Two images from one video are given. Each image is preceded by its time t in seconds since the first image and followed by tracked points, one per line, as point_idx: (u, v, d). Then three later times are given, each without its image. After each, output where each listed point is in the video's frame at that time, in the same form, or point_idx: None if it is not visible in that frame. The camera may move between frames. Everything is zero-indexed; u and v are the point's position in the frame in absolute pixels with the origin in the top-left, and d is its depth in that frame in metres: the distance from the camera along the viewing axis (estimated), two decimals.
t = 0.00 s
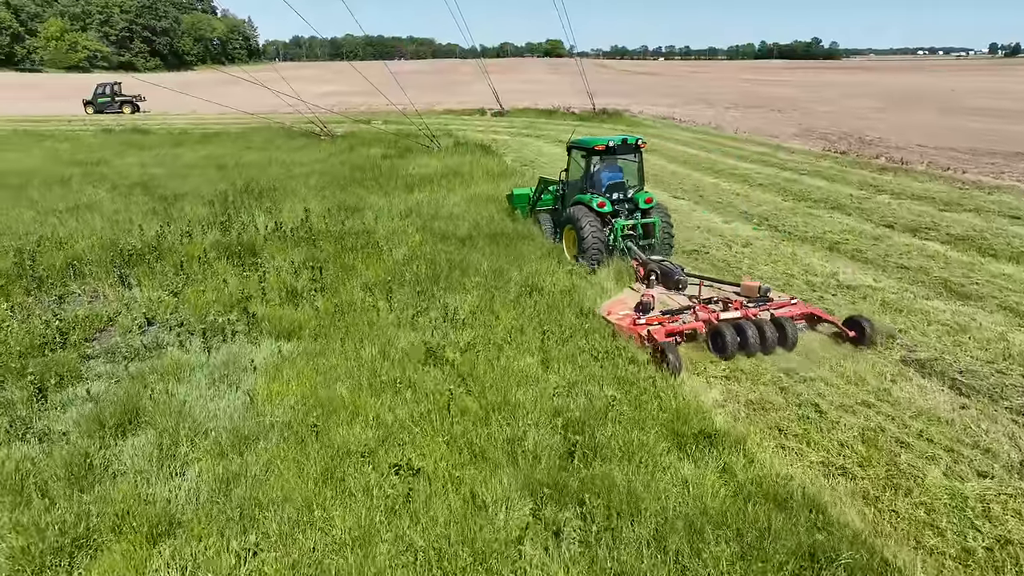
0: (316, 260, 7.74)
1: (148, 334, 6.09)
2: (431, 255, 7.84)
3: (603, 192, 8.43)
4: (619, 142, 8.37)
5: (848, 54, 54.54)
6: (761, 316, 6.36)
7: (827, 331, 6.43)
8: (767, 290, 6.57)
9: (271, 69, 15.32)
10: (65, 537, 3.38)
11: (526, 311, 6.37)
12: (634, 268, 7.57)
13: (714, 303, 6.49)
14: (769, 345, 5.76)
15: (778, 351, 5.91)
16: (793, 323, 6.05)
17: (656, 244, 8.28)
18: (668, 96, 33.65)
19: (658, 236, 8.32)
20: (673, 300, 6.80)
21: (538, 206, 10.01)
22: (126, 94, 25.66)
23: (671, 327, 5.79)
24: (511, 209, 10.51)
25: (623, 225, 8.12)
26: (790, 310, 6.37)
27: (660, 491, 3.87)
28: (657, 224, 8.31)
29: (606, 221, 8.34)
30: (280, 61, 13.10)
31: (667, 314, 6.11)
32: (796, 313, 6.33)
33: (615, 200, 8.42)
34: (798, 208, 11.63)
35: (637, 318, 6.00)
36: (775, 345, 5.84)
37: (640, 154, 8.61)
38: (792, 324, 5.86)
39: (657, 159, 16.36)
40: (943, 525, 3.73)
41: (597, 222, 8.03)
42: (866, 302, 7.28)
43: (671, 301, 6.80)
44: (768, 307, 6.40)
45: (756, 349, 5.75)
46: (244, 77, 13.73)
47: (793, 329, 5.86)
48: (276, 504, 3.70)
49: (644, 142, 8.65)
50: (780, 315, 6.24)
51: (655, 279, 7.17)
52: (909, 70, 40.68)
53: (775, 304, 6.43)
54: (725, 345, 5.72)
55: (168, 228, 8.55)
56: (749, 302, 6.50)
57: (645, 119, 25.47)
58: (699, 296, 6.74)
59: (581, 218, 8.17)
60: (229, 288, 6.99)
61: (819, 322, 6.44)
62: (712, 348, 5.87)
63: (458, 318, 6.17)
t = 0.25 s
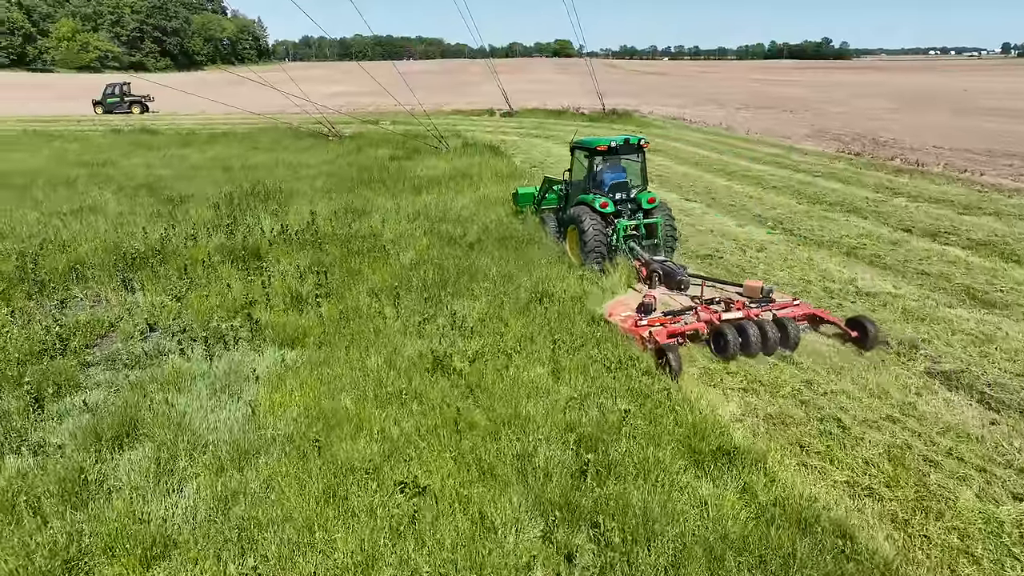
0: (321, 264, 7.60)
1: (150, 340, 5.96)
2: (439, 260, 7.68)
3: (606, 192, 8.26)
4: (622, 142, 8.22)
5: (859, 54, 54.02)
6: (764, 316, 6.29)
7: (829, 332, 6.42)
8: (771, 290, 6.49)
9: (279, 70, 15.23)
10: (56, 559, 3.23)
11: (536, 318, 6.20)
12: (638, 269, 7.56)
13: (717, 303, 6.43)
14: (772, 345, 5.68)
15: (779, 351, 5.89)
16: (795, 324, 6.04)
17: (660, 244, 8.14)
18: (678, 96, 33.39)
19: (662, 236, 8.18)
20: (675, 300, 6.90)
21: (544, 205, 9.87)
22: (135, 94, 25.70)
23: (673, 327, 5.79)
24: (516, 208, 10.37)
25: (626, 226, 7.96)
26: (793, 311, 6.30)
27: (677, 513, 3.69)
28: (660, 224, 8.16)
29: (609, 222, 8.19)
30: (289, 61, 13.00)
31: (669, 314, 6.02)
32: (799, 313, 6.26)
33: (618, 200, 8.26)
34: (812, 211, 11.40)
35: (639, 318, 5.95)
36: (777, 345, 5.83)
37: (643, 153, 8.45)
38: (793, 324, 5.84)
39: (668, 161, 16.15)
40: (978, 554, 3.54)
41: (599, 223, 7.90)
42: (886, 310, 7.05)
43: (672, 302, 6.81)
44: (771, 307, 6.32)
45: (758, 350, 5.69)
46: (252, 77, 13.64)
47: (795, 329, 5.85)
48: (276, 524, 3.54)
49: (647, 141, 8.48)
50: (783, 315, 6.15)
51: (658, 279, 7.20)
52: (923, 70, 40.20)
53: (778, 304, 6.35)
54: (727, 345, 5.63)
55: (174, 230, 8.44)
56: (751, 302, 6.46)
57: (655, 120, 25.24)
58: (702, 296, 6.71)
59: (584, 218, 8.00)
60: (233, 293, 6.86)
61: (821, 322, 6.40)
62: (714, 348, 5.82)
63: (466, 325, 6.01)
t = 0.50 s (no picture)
0: (327, 268, 7.45)
1: (151, 347, 5.83)
2: (447, 264, 7.51)
3: (610, 191, 8.43)
4: (626, 141, 8.38)
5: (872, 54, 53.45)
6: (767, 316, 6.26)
7: (834, 332, 6.34)
8: (775, 290, 6.43)
9: (286, 70, 15.12)
10: None
11: (547, 326, 6.01)
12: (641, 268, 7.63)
13: (719, 303, 6.42)
14: (773, 345, 5.68)
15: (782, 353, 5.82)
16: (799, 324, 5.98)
17: (663, 243, 8.28)
18: (688, 96, 33.09)
19: (666, 235, 8.29)
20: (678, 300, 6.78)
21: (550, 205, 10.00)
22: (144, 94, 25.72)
23: (675, 328, 5.69)
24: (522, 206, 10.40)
25: (629, 224, 8.12)
26: (796, 311, 6.25)
27: (696, 538, 3.50)
28: (664, 223, 8.30)
29: (613, 220, 8.34)
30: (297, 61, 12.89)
31: (671, 314, 5.97)
32: (802, 313, 6.19)
33: (622, 199, 8.43)
34: (828, 214, 11.15)
35: (642, 318, 5.89)
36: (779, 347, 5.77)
37: (647, 153, 8.64)
38: (796, 325, 5.80)
39: (679, 162, 15.91)
40: None
41: (603, 221, 7.99)
42: (908, 318, 6.82)
43: (675, 302, 6.72)
44: (774, 307, 6.28)
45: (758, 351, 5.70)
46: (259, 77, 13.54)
47: (798, 330, 5.80)
48: (276, 546, 3.38)
49: (651, 141, 8.68)
50: (786, 315, 6.11)
51: (661, 279, 7.21)
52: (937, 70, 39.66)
53: (780, 304, 6.32)
54: (729, 347, 5.60)
55: (178, 233, 8.32)
56: (755, 302, 6.40)
57: (665, 120, 24.98)
58: (704, 297, 6.70)
59: (588, 216, 8.15)
60: (237, 298, 6.72)
61: (825, 323, 6.35)
62: (716, 349, 5.78)
63: (475, 333, 5.83)
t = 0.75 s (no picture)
0: (332, 272, 7.30)
1: (152, 355, 5.69)
2: (456, 269, 7.33)
3: (615, 190, 8.53)
4: (631, 141, 8.45)
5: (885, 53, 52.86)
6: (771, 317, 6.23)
7: (839, 334, 6.28)
8: (779, 291, 6.43)
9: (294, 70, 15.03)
10: None
11: (558, 334, 5.82)
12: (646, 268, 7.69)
13: (724, 304, 6.37)
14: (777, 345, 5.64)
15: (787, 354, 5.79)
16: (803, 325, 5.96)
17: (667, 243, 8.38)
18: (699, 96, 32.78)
19: (670, 235, 8.40)
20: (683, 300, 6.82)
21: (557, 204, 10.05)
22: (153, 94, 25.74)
23: (679, 328, 5.70)
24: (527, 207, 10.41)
25: (633, 224, 8.22)
26: (801, 312, 6.19)
27: (719, 565, 3.31)
28: (668, 223, 8.39)
29: (618, 220, 8.45)
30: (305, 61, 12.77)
31: (675, 314, 5.93)
32: (806, 314, 6.15)
33: (627, 199, 8.53)
34: (845, 217, 10.90)
35: (646, 318, 5.91)
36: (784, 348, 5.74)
37: (653, 152, 8.69)
38: (800, 324, 5.79)
39: (691, 164, 15.67)
40: None
41: (608, 221, 8.11)
42: (932, 326, 6.59)
43: (678, 302, 6.78)
44: (779, 308, 6.24)
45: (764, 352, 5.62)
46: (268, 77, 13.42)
47: (802, 330, 5.78)
48: (276, 570, 3.22)
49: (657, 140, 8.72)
50: (791, 317, 6.08)
51: (666, 280, 7.29)
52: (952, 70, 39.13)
53: (786, 305, 6.27)
54: (734, 347, 5.53)
55: (183, 235, 8.20)
56: (760, 302, 6.39)
57: (676, 120, 24.72)
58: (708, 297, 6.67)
59: (593, 216, 8.26)
60: (240, 303, 6.57)
61: (830, 325, 6.30)
62: (721, 350, 5.70)
63: (484, 341, 5.66)
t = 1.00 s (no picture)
0: (339, 277, 7.14)
1: (153, 363, 5.55)
2: (465, 274, 7.16)
3: (623, 192, 8.48)
4: (639, 142, 8.42)
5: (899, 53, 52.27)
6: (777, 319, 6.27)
7: (847, 336, 6.26)
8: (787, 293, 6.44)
9: (302, 70, 14.91)
10: None
11: (571, 344, 5.64)
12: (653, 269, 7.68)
13: (730, 306, 6.41)
14: (783, 349, 5.68)
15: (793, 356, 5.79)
16: (810, 328, 5.96)
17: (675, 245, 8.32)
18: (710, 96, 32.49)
19: (677, 237, 8.37)
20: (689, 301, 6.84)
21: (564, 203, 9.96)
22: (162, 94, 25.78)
23: (684, 329, 5.77)
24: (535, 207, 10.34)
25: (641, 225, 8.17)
26: (808, 316, 6.25)
27: None
28: (676, 225, 8.33)
29: (625, 221, 8.39)
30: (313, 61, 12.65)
31: (682, 316, 5.99)
32: (813, 317, 6.20)
33: (635, 200, 8.47)
34: (863, 221, 10.65)
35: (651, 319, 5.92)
36: (791, 350, 5.75)
37: (662, 153, 8.63)
38: (808, 327, 5.78)
39: (704, 165, 15.45)
40: None
41: (615, 222, 8.09)
42: (958, 335, 6.37)
43: (684, 303, 6.82)
44: (786, 310, 6.28)
45: (769, 355, 5.67)
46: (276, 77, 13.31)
47: (810, 333, 5.78)
48: None
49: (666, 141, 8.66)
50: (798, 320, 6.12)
51: (672, 281, 7.25)
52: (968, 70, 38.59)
53: (793, 308, 6.31)
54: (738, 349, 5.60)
55: (187, 238, 8.07)
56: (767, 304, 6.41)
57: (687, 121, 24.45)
58: (715, 299, 6.73)
59: (600, 217, 8.21)
60: (245, 309, 6.42)
61: (838, 328, 6.31)
62: (726, 351, 5.77)
63: (494, 351, 5.48)
